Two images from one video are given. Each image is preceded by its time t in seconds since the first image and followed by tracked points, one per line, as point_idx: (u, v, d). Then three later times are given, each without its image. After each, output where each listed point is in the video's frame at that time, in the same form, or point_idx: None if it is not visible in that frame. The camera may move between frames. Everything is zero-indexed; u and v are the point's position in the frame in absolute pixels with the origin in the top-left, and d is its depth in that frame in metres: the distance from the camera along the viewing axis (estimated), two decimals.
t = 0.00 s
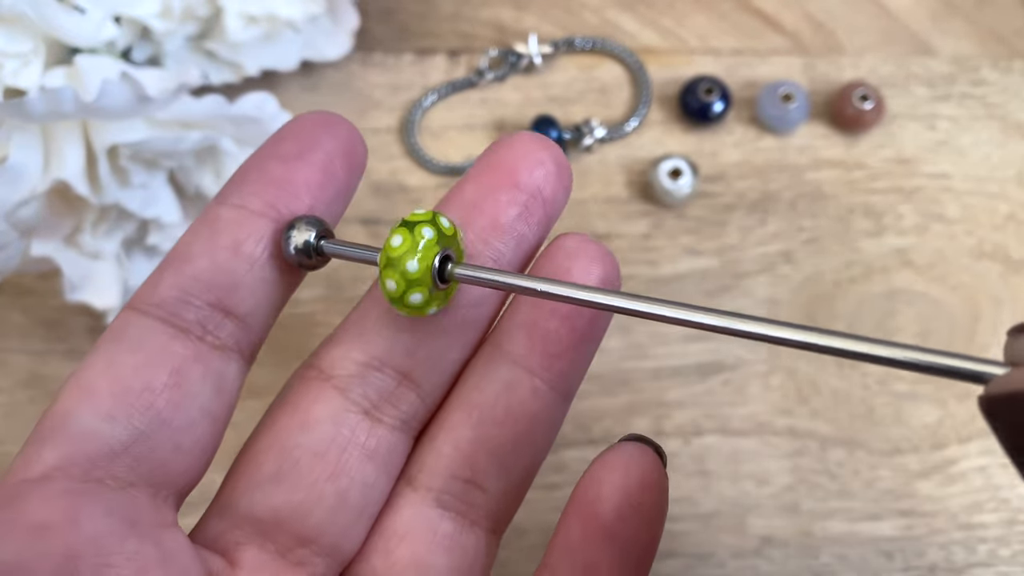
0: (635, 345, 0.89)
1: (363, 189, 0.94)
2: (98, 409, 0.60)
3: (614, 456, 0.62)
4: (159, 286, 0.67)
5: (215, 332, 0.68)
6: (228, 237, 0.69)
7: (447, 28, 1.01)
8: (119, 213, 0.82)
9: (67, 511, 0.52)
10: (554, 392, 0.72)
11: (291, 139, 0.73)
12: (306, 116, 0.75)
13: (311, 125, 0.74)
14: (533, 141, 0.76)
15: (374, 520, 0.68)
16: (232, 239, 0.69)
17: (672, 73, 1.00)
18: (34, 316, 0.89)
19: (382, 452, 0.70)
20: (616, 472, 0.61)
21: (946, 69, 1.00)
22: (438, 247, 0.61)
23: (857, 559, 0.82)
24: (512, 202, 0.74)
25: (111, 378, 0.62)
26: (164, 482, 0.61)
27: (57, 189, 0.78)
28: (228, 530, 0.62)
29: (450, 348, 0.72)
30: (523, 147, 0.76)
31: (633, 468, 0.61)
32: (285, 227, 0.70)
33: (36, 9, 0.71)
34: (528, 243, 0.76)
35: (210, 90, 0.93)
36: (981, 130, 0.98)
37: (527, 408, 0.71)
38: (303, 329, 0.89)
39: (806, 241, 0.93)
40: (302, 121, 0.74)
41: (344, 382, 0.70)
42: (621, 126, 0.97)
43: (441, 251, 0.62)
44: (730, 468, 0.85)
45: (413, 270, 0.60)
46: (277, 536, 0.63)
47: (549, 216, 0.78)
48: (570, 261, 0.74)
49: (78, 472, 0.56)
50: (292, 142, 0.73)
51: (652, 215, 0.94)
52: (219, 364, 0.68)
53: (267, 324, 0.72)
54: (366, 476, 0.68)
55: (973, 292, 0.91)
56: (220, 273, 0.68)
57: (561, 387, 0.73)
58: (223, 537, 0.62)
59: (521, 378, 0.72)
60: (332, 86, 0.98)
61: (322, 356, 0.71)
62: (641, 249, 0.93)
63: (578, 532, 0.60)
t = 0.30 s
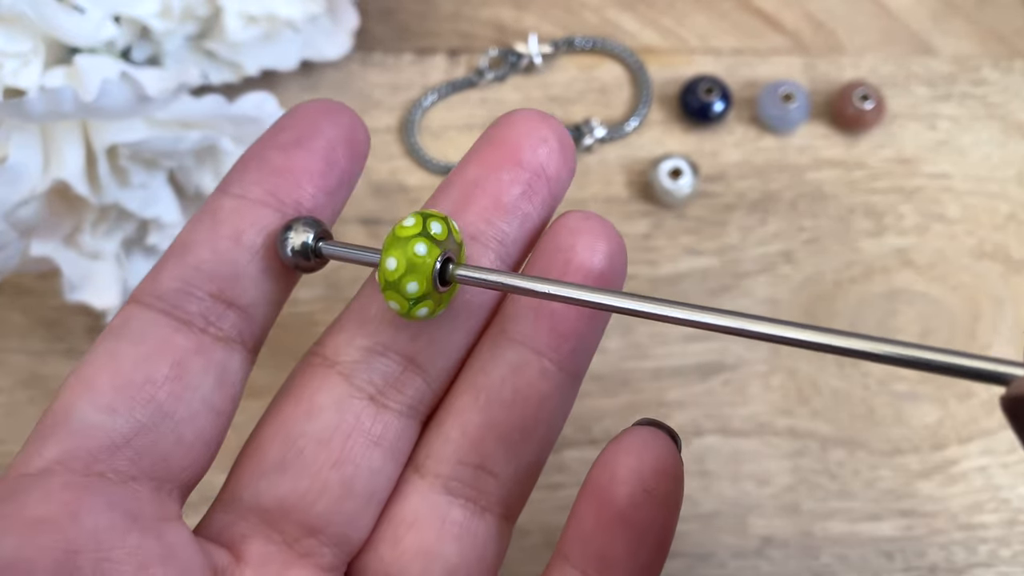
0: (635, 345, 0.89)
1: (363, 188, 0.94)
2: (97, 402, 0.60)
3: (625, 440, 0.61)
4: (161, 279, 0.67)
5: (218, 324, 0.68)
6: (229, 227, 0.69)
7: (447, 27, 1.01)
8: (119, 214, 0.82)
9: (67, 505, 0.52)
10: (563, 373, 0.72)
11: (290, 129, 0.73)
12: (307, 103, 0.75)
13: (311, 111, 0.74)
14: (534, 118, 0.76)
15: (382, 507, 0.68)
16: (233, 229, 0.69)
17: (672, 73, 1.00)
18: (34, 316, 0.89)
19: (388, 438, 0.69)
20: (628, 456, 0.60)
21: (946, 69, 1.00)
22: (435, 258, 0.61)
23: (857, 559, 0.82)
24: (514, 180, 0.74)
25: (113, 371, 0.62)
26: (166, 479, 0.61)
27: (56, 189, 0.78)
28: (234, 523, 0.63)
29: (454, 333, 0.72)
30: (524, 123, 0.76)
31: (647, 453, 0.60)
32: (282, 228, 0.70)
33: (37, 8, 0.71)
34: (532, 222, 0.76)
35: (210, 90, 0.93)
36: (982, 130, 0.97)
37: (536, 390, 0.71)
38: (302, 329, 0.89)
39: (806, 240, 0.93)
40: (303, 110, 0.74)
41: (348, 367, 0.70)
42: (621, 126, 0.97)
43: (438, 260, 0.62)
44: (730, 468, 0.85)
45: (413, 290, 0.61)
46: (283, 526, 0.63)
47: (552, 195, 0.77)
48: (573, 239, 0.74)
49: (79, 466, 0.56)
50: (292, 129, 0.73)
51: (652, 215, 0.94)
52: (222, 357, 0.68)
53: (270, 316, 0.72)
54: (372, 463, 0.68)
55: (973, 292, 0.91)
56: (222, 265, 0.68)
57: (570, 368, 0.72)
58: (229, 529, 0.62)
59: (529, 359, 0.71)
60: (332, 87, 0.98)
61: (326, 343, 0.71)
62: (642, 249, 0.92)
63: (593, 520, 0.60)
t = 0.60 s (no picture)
0: (635, 345, 0.89)
1: (362, 188, 0.94)
2: (97, 401, 0.60)
3: (626, 433, 0.61)
4: (166, 276, 0.67)
5: (220, 322, 0.68)
6: (230, 225, 0.69)
7: (447, 27, 1.01)
8: (118, 214, 0.82)
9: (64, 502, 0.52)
10: (561, 365, 0.72)
11: (296, 128, 0.72)
12: (314, 102, 0.74)
13: (317, 110, 0.73)
14: (530, 108, 0.76)
15: (380, 503, 0.68)
16: (234, 227, 0.69)
17: (672, 73, 1.00)
18: (33, 316, 0.89)
19: (385, 433, 0.69)
20: (629, 450, 0.60)
21: (946, 69, 1.00)
22: (422, 275, 0.61)
23: (857, 559, 0.82)
24: (510, 171, 0.74)
25: (114, 371, 0.62)
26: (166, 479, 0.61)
27: (56, 189, 0.78)
28: (232, 518, 0.64)
29: (451, 327, 0.72)
30: (521, 112, 0.75)
31: (648, 446, 0.60)
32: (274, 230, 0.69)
33: (36, 8, 0.70)
34: (528, 214, 0.76)
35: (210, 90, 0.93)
36: (982, 130, 0.97)
37: (534, 383, 0.70)
38: (302, 329, 0.89)
39: (806, 240, 0.93)
40: (309, 109, 0.73)
41: (345, 362, 0.70)
42: (621, 125, 0.97)
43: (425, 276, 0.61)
44: (730, 468, 0.85)
45: (407, 311, 0.61)
46: (280, 522, 0.64)
47: (549, 187, 0.77)
48: (570, 229, 0.73)
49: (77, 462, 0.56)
50: (296, 129, 0.72)
51: (652, 215, 0.94)
52: (222, 355, 0.67)
53: (274, 317, 0.72)
54: (369, 458, 0.68)
55: (974, 292, 0.91)
56: (223, 263, 0.68)
57: (568, 361, 0.72)
58: (228, 526, 0.63)
59: (526, 350, 0.71)
60: (332, 86, 0.98)
61: (323, 338, 0.71)
62: (641, 249, 0.92)
63: (595, 514, 0.60)
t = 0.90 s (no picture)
0: (634, 346, 0.89)
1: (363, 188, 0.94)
2: (95, 405, 0.61)
3: (623, 439, 0.61)
4: (178, 275, 0.67)
5: (230, 327, 0.68)
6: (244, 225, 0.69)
7: (447, 27, 1.01)
8: (119, 214, 0.81)
9: (52, 508, 0.56)
10: (561, 364, 0.69)
11: (324, 121, 0.72)
12: (354, 92, 0.73)
13: (347, 103, 0.72)
14: (531, 98, 0.75)
15: (375, 506, 0.68)
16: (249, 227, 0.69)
17: (672, 73, 1.00)
18: (32, 316, 0.89)
19: (379, 435, 0.69)
20: (624, 457, 0.60)
21: (946, 69, 1.00)
22: (446, 260, 0.62)
23: (857, 559, 0.82)
24: (509, 163, 0.74)
25: (112, 374, 0.63)
26: (160, 485, 0.62)
27: (57, 188, 0.79)
28: (224, 523, 0.64)
29: (446, 326, 0.71)
30: (522, 101, 0.75)
31: (643, 453, 0.60)
32: (262, 232, 0.67)
33: (35, 8, 0.72)
34: (529, 207, 0.75)
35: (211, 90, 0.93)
36: (982, 130, 0.97)
37: (534, 385, 0.69)
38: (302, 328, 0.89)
39: (806, 240, 0.93)
40: (343, 99, 0.72)
41: (336, 363, 0.69)
42: (621, 125, 0.97)
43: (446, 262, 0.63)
44: (731, 468, 0.85)
45: (431, 298, 0.62)
46: (271, 527, 0.65)
47: (552, 178, 0.76)
48: (571, 223, 0.72)
49: (69, 470, 0.58)
50: (321, 123, 0.72)
51: (652, 215, 0.94)
52: (228, 361, 0.67)
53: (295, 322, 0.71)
54: (363, 461, 0.68)
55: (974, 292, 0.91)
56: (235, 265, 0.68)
57: (569, 360, 0.70)
58: (219, 530, 0.64)
59: (523, 350, 0.69)
60: (332, 86, 0.98)
61: (314, 337, 0.70)
62: (641, 249, 0.92)
63: (589, 520, 0.60)
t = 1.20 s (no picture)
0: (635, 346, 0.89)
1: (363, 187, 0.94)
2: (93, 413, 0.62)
3: (651, 447, 0.61)
4: (190, 270, 0.67)
5: (244, 334, 0.67)
6: (263, 222, 0.67)
7: (447, 27, 1.01)
8: (118, 214, 0.81)
9: (40, 521, 0.57)
10: (595, 370, 0.68)
11: (359, 99, 0.68)
12: (396, 62, 0.70)
13: (392, 78, 0.69)
14: (572, 74, 0.71)
15: (392, 518, 0.68)
16: (267, 226, 0.67)
17: (672, 72, 1.00)
18: (31, 316, 0.88)
19: (394, 445, 0.69)
20: (650, 467, 0.60)
21: (947, 69, 0.99)
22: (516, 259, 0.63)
23: (857, 559, 0.82)
24: (546, 149, 0.70)
25: (111, 381, 0.63)
26: (158, 500, 0.62)
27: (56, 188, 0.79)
28: (228, 535, 0.65)
29: (469, 329, 0.70)
30: (559, 77, 0.71)
31: (669, 463, 0.60)
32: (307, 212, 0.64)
33: (35, 7, 0.73)
34: (567, 194, 0.72)
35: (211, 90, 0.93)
36: (983, 130, 0.97)
37: (565, 391, 0.67)
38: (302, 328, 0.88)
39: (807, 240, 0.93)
40: (385, 72, 0.69)
41: (348, 367, 0.69)
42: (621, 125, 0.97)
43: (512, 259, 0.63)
44: (731, 469, 0.85)
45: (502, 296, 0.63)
46: (280, 540, 0.65)
47: (594, 162, 0.72)
48: (609, 213, 0.70)
49: (62, 481, 0.60)
50: (357, 101, 0.68)
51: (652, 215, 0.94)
52: (240, 372, 0.67)
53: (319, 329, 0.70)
54: (377, 472, 0.68)
55: (975, 291, 0.90)
56: (252, 268, 0.67)
57: (606, 365, 0.68)
58: (224, 542, 0.65)
59: (555, 355, 0.68)
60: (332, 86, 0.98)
61: (329, 338, 0.70)
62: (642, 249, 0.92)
63: (610, 527, 0.60)
